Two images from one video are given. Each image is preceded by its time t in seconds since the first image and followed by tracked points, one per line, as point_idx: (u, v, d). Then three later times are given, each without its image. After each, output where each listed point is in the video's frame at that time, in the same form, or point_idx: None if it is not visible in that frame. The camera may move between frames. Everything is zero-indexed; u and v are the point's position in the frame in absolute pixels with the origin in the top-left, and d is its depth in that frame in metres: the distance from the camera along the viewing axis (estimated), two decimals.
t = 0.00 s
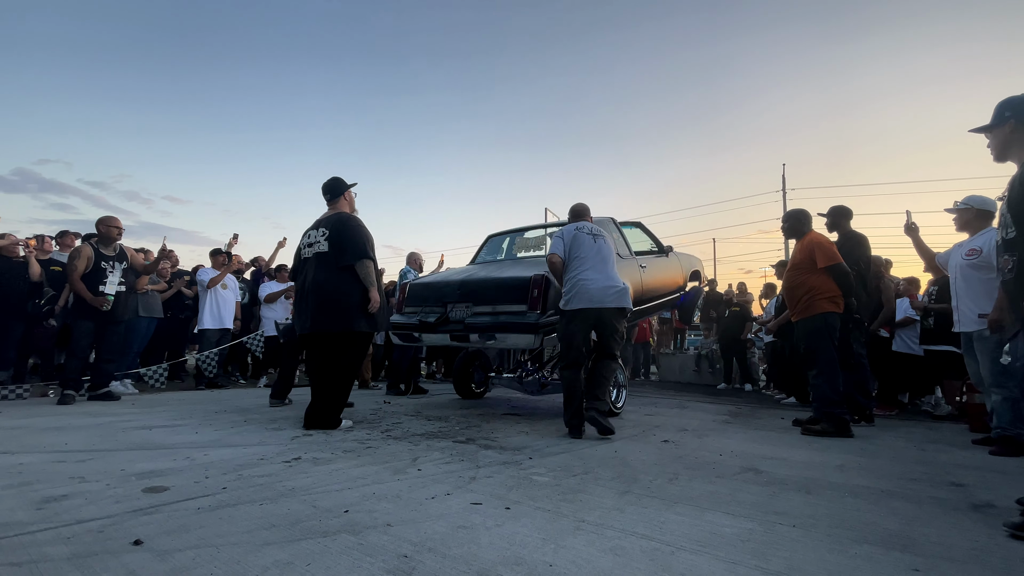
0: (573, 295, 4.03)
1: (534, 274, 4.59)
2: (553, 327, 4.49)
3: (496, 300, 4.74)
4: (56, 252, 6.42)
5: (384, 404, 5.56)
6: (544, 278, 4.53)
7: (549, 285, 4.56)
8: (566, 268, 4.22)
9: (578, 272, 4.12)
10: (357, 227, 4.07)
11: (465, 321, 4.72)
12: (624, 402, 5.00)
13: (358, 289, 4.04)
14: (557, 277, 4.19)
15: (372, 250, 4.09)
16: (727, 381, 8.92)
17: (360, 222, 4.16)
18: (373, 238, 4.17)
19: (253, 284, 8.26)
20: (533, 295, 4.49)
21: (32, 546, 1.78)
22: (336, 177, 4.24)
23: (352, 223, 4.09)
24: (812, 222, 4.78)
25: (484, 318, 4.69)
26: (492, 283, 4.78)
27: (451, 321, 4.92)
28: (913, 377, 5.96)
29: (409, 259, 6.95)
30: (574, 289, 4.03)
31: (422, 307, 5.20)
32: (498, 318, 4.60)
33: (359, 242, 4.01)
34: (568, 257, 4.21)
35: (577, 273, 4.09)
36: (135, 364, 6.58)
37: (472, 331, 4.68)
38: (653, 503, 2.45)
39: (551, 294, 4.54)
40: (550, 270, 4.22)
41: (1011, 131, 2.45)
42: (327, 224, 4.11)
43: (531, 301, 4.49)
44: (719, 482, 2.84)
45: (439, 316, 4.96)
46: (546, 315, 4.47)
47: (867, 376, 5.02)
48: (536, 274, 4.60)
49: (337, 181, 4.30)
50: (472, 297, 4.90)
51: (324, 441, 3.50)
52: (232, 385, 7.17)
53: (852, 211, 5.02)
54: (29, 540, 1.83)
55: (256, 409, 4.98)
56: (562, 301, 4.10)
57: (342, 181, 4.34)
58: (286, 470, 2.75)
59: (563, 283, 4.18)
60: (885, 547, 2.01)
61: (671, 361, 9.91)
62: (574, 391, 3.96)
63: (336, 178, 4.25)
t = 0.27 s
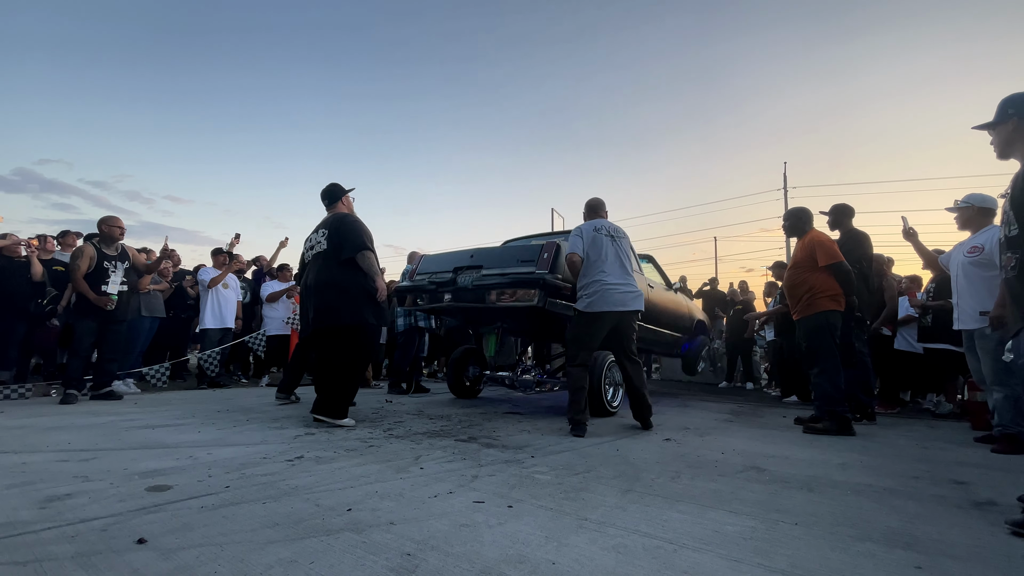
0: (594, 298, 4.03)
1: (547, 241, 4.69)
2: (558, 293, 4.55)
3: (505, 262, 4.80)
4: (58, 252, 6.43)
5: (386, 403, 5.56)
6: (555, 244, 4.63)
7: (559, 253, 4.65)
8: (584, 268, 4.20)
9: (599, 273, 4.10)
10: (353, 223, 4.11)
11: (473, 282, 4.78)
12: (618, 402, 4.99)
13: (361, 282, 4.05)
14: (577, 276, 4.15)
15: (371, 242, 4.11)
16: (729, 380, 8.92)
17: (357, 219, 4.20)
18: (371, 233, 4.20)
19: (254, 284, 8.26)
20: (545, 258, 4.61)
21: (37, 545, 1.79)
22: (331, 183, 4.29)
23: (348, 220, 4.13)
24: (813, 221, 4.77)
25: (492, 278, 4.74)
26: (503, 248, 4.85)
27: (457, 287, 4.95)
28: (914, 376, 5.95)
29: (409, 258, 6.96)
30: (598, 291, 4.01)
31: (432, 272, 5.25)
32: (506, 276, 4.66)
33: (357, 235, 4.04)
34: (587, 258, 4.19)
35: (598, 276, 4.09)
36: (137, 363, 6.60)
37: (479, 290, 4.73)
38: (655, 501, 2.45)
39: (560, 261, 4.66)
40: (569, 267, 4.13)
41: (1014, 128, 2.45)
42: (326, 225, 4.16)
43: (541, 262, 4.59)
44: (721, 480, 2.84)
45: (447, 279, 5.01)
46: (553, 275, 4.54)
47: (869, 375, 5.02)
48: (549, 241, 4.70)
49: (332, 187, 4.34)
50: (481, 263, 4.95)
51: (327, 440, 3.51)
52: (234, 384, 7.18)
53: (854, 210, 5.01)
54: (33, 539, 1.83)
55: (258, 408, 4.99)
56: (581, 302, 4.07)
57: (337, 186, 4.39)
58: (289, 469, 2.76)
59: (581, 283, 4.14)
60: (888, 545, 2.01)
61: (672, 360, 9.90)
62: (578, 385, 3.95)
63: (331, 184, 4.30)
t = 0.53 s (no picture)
0: (621, 296, 4.01)
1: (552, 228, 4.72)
2: (564, 276, 4.54)
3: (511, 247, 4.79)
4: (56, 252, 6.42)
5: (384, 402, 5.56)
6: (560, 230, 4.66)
7: (565, 238, 4.66)
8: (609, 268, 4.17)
9: (625, 273, 4.10)
10: (352, 224, 4.11)
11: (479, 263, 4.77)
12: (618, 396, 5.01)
13: (358, 283, 4.07)
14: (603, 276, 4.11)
15: (369, 244, 4.11)
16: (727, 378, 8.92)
17: (357, 220, 4.20)
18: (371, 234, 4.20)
19: (253, 283, 8.25)
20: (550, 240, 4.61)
21: (32, 545, 1.78)
22: (335, 183, 4.30)
23: (348, 221, 4.13)
24: (811, 219, 4.77)
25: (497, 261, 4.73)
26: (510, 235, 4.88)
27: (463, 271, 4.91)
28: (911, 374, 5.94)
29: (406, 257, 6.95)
30: (626, 291, 4.00)
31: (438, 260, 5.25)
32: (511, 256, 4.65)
33: (353, 237, 4.05)
34: (615, 257, 4.18)
35: (627, 275, 4.09)
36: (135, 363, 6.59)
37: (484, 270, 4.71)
38: (653, 500, 2.44)
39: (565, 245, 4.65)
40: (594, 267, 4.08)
41: (1015, 126, 2.45)
42: (327, 226, 4.19)
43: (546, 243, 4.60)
44: (719, 479, 2.84)
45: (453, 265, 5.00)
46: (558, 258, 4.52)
47: (867, 374, 5.03)
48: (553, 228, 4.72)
49: (338, 188, 4.34)
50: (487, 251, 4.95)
51: (325, 440, 3.51)
52: (232, 383, 7.17)
53: (852, 208, 5.01)
54: (29, 538, 1.83)
55: (256, 407, 4.98)
56: (608, 297, 4.02)
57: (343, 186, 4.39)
58: (287, 468, 2.75)
59: (607, 283, 4.11)
60: (885, 544, 2.02)
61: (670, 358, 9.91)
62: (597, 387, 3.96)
63: (335, 185, 4.30)
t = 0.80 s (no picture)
0: (639, 294, 3.99)
1: (548, 275, 4.66)
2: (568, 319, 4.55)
3: (510, 298, 4.79)
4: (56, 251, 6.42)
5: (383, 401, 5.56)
6: (558, 279, 4.61)
7: (564, 287, 4.61)
8: (623, 266, 4.15)
9: (640, 271, 4.09)
10: (366, 229, 4.10)
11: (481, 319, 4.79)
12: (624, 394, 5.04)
13: (368, 289, 4.07)
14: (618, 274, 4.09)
15: (382, 250, 4.10)
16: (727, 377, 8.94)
17: (372, 224, 4.20)
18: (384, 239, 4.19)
19: (253, 282, 8.25)
20: (548, 295, 4.57)
21: (33, 543, 1.78)
22: (352, 182, 4.29)
23: (363, 225, 4.13)
24: (811, 218, 4.77)
25: (499, 316, 4.76)
26: (507, 282, 4.83)
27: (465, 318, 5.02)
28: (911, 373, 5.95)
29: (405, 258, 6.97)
30: (643, 289, 3.99)
31: (438, 302, 5.26)
32: (513, 316, 4.68)
33: (367, 243, 4.05)
34: (627, 255, 4.17)
35: (643, 273, 4.08)
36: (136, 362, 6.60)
37: (488, 326, 4.75)
38: (653, 498, 2.45)
39: (565, 295, 4.60)
40: (610, 265, 4.05)
41: (1016, 125, 2.45)
42: (342, 228, 4.19)
43: (545, 300, 4.56)
44: (719, 477, 2.84)
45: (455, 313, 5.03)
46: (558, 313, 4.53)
47: (866, 373, 5.03)
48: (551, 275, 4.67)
49: (354, 186, 4.34)
50: (487, 296, 4.95)
51: (325, 438, 3.51)
52: (232, 382, 7.18)
53: (852, 207, 5.01)
54: (30, 537, 1.83)
55: (256, 406, 4.98)
56: (624, 297, 4.00)
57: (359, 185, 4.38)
58: (287, 467, 2.75)
59: (623, 281, 4.08)
60: (885, 542, 2.02)
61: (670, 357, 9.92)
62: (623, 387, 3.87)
63: (352, 184, 4.30)
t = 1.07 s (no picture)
0: (649, 297, 3.99)
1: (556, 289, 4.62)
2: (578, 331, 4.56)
3: (521, 314, 4.81)
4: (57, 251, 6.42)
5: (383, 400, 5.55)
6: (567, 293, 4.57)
7: (573, 300, 4.58)
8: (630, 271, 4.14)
9: (646, 274, 4.09)
10: (387, 233, 4.12)
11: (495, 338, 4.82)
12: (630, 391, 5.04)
13: (386, 293, 4.10)
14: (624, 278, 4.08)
15: (402, 256, 4.13)
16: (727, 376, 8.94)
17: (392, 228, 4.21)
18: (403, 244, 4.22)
19: (253, 281, 8.24)
20: (560, 311, 4.54)
21: (32, 542, 1.79)
22: (369, 180, 4.28)
23: (384, 229, 4.14)
24: (811, 218, 4.78)
25: (512, 333, 4.79)
26: (516, 299, 4.84)
27: (479, 334, 5.04)
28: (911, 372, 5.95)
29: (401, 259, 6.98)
30: (652, 292, 3.99)
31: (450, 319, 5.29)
32: (525, 334, 4.70)
33: (389, 248, 4.06)
34: (633, 259, 4.16)
35: (651, 276, 4.08)
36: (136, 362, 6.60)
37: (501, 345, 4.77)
38: (652, 498, 2.44)
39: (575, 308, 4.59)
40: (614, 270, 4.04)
41: (1016, 124, 2.45)
42: (361, 228, 4.17)
43: (557, 316, 4.55)
44: (718, 477, 2.84)
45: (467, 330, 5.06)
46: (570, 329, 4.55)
47: (866, 372, 5.03)
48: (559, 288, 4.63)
49: (370, 184, 4.33)
50: (498, 311, 4.97)
51: (324, 437, 3.51)
52: (232, 382, 7.18)
53: (852, 207, 5.01)
54: (29, 536, 1.83)
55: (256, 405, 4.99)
56: (633, 299, 4.00)
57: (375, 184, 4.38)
58: (287, 466, 2.75)
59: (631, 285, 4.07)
60: (884, 542, 2.02)
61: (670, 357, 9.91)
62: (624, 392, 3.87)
63: (369, 182, 4.29)
